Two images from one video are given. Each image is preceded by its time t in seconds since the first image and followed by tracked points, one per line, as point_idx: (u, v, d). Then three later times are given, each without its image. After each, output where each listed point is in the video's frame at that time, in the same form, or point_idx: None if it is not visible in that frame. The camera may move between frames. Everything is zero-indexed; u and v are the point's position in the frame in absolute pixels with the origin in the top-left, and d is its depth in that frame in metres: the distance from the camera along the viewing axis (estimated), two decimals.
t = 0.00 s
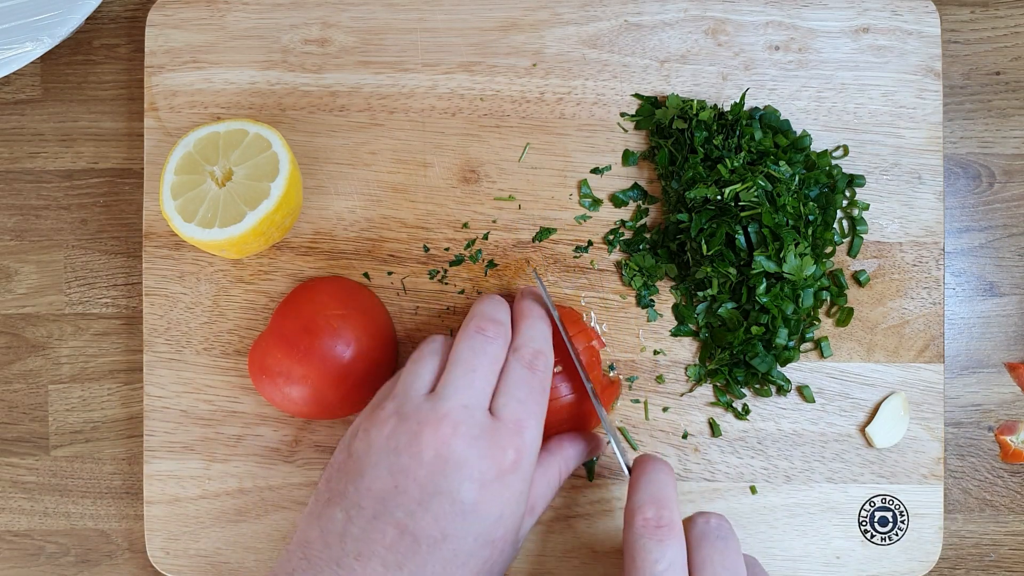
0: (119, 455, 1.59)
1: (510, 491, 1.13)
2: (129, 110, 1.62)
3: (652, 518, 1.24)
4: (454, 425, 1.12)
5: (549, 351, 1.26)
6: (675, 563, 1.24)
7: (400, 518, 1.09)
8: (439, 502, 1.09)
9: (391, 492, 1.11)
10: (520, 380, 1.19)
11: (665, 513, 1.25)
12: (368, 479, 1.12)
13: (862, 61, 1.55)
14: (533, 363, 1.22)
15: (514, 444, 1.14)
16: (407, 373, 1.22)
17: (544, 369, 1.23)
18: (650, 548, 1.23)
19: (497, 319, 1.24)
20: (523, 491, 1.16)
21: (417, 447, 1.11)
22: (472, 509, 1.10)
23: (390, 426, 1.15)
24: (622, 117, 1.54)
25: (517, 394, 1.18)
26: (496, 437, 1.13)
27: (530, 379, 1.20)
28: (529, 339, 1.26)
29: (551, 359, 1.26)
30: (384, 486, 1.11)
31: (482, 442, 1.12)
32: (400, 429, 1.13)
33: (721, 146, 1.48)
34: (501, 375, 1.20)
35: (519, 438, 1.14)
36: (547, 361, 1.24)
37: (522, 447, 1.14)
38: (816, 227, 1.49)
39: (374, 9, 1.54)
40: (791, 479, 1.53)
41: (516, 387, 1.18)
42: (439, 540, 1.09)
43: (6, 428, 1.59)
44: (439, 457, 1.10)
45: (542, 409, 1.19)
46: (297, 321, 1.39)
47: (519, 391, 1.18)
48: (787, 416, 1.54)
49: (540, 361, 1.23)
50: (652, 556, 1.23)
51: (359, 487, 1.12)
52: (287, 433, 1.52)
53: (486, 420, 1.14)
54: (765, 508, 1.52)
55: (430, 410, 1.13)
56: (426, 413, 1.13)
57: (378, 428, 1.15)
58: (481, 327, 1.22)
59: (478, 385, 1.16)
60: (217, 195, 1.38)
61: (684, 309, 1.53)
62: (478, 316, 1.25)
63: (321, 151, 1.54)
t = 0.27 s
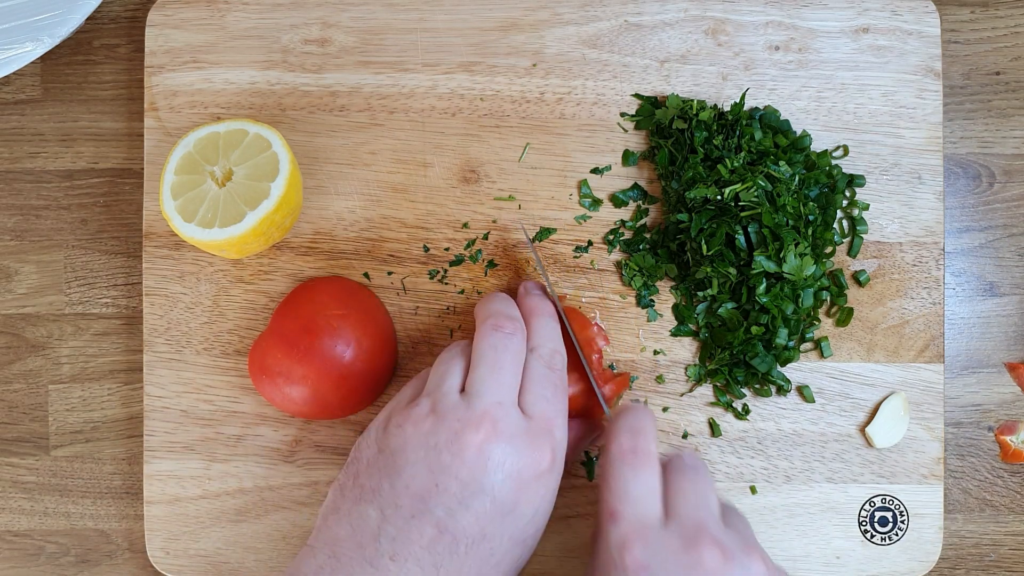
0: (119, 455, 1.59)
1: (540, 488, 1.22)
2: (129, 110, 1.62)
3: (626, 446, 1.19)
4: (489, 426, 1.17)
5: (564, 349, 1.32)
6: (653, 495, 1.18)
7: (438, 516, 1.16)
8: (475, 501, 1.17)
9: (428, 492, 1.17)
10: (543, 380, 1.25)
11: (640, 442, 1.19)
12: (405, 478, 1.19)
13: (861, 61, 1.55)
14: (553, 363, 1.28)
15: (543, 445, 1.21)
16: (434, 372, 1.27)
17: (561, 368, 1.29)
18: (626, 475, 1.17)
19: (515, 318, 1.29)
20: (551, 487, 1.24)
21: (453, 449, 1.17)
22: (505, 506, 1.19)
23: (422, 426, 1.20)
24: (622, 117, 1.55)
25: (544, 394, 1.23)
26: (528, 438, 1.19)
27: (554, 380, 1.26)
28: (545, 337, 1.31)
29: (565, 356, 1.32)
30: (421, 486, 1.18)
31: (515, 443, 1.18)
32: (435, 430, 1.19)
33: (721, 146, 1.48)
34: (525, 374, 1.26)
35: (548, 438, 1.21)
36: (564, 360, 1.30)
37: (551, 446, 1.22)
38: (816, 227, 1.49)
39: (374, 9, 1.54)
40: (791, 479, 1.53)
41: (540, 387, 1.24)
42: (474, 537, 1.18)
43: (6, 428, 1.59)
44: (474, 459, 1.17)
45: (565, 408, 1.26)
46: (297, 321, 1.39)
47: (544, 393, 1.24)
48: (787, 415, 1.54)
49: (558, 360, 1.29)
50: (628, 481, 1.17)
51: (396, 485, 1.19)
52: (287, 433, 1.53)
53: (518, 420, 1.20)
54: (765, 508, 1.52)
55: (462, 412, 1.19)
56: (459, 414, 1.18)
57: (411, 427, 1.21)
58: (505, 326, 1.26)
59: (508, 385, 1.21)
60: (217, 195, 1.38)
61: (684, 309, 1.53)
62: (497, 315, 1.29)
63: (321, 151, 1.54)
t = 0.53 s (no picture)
0: (119, 455, 1.59)
1: (543, 490, 1.29)
2: (129, 110, 1.62)
3: (615, 412, 1.37)
4: (499, 431, 1.23)
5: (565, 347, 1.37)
6: (640, 456, 1.37)
7: (449, 518, 1.20)
8: (485, 503, 1.22)
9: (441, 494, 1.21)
10: (548, 384, 1.30)
11: (628, 409, 1.37)
12: (417, 482, 1.21)
13: (862, 61, 1.55)
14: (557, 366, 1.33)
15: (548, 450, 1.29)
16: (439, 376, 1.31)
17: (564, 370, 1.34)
18: (614, 440, 1.35)
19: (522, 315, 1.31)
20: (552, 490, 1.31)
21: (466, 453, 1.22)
22: (512, 509, 1.25)
23: (434, 429, 1.24)
24: (622, 117, 1.55)
25: (548, 398, 1.30)
26: (534, 443, 1.26)
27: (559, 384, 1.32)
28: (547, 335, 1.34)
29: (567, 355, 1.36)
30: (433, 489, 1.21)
31: (523, 448, 1.25)
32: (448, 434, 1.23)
33: (721, 146, 1.48)
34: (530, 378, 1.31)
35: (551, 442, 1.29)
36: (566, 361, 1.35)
37: (553, 450, 1.29)
38: (816, 227, 1.49)
39: (374, 9, 1.54)
40: (791, 479, 1.53)
41: (545, 391, 1.30)
42: (483, 538, 1.22)
43: (6, 428, 1.59)
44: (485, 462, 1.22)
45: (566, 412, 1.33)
46: (297, 321, 1.39)
47: (549, 397, 1.30)
48: (787, 415, 1.54)
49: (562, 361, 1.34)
50: (615, 444, 1.35)
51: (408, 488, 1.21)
52: (287, 433, 1.53)
53: (524, 425, 1.26)
54: (765, 508, 1.52)
55: (474, 417, 1.24)
56: (470, 419, 1.24)
57: (422, 431, 1.24)
58: (512, 325, 1.27)
59: (517, 391, 1.26)
60: (217, 195, 1.38)
61: (684, 309, 1.53)
62: (503, 310, 1.30)
63: (321, 151, 1.54)
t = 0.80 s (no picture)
0: (119, 455, 1.59)
1: (548, 485, 1.27)
2: (129, 110, 1.62)
3: (655, 472, 1.40)
4: (508, 426, 1.21)
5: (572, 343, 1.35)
6: (677, 519, 1.40)
7: (458, 512, 1.18)
8: (493, 497, 1.20)
9: (449, 488, 1.18)
10: (556, 381, 1.28)
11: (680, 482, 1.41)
12: (424, 476, 1.19)
13: (862, 61, 1.55)
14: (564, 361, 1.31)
15: (555, 445, 1.27)
16: (445, 372, 1.28)
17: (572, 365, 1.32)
18: (654, 499, 1.39)
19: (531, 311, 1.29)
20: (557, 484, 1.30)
21: (475, 447, 1.19)
22: (520, 502, 1.23)
23: (442, 425, 1.21)
24: (622, 117, 1.54)
25: (556, 394, 1.27)
26: (541, 437, 1.25)
27: (566, 379, 1.30)
28: (555, 333, 1.33)
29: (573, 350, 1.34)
30: (442, 483, 1.18)
31: (531, 442, 1.23)
32: (456, 428, 1.20)
33: (721, 146, 1.48)
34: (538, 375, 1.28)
35: (557, 437, 1.27)
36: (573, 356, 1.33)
37: (559, 445, 1.28)
38: (816, 227, 1.49)
39: (374, 9, 1.54)
40: (791, 479, 1.53)
41: (553, 388, 1.28)
42: (491, 533, 1.20)
43: (6, 428, 1.59)
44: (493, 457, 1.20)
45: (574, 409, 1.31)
46: (297, 322, 1.39)
47: (557, 394, 1.28)
48: (787, 416, 1.54)
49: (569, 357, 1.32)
50: (657, 504, 1.39)
51: (416, 482, 1.18)
52: (287, 433, 1.53)
53: (532, 420, 1.24)
54: (765, 507, 1.52)
55: (482, 413, 1.21)
56: (478, 414, 1.21)
57: (431, 427, 1.21)
58: (522, 321, 1.26)
59: (526, 386, 1.24)
60: (217, 195, 1.38)
61: (684, 309, 1.53)
62: (512, 309, 1.29)
63: (321, 151, 1.54)
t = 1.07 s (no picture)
0: (119, 455, 1.59)
1: (551, 476, 1.26)
2: (129, 110, 1.62)
3: (666, 499, 1.29)
4: (510, 418, 1.20)
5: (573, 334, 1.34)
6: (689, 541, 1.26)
7: (462, 506, 1.16)
8: (497, 490, 1.19)
9: (453, 481, 1.17)
10: (558, 371, 1.27)
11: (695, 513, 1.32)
12: (428, 470, 1.17)
13: (862, 61, 1.55)
14: (564, 352, 1.30)
15: (559, 434, 1.25)
16: (445, 366, 1.27)
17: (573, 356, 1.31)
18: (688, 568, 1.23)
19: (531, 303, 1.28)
20: (560, 476, 1.28)
21: (478, 439, 1.18)
22: (524, 493, 1.22)
23: (443, 418, 1.20)
24: (622, 117, 1.55)
25: (556, 385, 1.26)
26: (543, 428, 1.23)
27: (566, 370, 1.29)
28: (556, 324, 1.32)
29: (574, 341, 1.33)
30: (446, 477, 1.17)
31: (533, 433, 1.22)
32: (458, 421, 1.19)
33: (721, 146, 1.48)
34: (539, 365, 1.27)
35: (559, 428, 1.26)
36: (573, 346, 1.32)
37: (561, 436, 1.26)
38: (816, 227, 1.49)
39: (374, 9, 1.54)
40: (791, 479, 1.53)
41: (554, 378, 1.27)
42: (496, 525, 1.19)
43: (6, 428, 1.59)
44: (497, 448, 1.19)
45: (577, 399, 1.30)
46: (297, 322, 1.39)
47: (558, 384, 1.27)
48: (787, 416, 1.54)
49: (570, 347, 1.31)
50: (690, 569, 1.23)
51: (419, 477, 1.17)
52: (287, 433, 1.53)
53: (533, 411, 1.23)
54: (765, 507, 1.52)
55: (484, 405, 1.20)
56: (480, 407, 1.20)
57: (432, 421, 1.20)
58: (521, 312, 1.25)
59: (527, 377, 1.23)
60: (217, 195, 1.38)
61: (684, 309, 1.53)
62: (512, 301, 1.28)
63: (321, 151, 1.54)
